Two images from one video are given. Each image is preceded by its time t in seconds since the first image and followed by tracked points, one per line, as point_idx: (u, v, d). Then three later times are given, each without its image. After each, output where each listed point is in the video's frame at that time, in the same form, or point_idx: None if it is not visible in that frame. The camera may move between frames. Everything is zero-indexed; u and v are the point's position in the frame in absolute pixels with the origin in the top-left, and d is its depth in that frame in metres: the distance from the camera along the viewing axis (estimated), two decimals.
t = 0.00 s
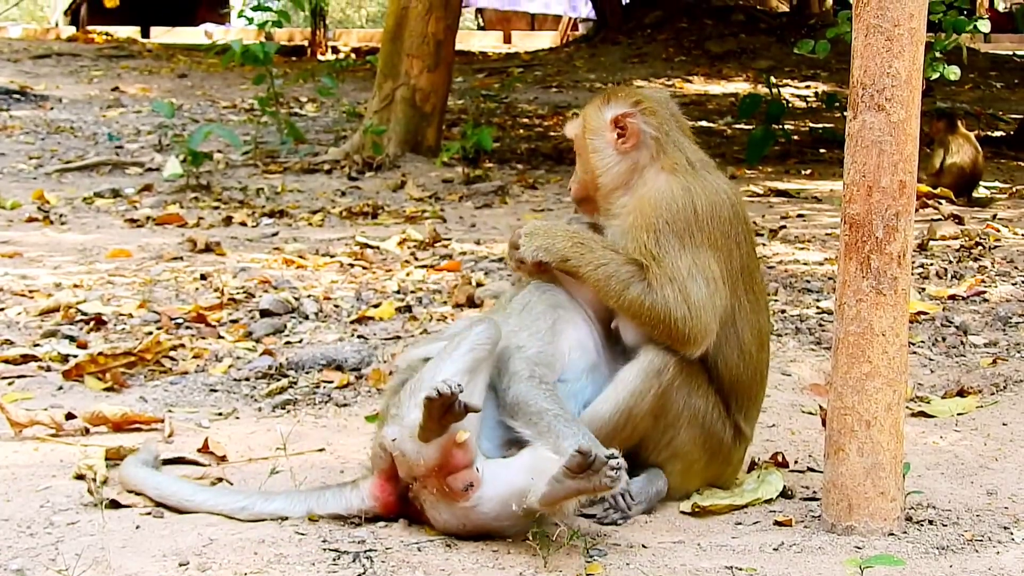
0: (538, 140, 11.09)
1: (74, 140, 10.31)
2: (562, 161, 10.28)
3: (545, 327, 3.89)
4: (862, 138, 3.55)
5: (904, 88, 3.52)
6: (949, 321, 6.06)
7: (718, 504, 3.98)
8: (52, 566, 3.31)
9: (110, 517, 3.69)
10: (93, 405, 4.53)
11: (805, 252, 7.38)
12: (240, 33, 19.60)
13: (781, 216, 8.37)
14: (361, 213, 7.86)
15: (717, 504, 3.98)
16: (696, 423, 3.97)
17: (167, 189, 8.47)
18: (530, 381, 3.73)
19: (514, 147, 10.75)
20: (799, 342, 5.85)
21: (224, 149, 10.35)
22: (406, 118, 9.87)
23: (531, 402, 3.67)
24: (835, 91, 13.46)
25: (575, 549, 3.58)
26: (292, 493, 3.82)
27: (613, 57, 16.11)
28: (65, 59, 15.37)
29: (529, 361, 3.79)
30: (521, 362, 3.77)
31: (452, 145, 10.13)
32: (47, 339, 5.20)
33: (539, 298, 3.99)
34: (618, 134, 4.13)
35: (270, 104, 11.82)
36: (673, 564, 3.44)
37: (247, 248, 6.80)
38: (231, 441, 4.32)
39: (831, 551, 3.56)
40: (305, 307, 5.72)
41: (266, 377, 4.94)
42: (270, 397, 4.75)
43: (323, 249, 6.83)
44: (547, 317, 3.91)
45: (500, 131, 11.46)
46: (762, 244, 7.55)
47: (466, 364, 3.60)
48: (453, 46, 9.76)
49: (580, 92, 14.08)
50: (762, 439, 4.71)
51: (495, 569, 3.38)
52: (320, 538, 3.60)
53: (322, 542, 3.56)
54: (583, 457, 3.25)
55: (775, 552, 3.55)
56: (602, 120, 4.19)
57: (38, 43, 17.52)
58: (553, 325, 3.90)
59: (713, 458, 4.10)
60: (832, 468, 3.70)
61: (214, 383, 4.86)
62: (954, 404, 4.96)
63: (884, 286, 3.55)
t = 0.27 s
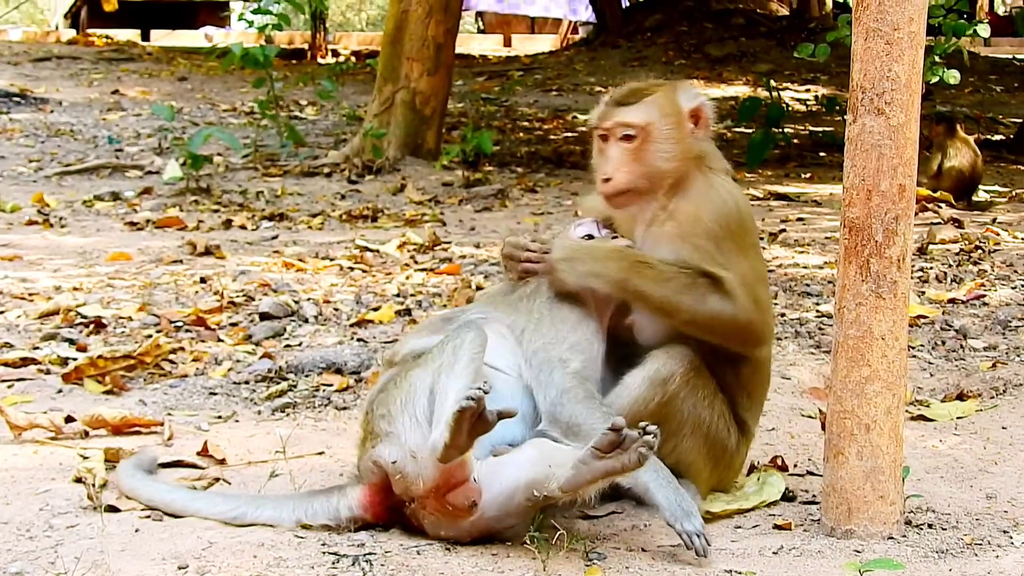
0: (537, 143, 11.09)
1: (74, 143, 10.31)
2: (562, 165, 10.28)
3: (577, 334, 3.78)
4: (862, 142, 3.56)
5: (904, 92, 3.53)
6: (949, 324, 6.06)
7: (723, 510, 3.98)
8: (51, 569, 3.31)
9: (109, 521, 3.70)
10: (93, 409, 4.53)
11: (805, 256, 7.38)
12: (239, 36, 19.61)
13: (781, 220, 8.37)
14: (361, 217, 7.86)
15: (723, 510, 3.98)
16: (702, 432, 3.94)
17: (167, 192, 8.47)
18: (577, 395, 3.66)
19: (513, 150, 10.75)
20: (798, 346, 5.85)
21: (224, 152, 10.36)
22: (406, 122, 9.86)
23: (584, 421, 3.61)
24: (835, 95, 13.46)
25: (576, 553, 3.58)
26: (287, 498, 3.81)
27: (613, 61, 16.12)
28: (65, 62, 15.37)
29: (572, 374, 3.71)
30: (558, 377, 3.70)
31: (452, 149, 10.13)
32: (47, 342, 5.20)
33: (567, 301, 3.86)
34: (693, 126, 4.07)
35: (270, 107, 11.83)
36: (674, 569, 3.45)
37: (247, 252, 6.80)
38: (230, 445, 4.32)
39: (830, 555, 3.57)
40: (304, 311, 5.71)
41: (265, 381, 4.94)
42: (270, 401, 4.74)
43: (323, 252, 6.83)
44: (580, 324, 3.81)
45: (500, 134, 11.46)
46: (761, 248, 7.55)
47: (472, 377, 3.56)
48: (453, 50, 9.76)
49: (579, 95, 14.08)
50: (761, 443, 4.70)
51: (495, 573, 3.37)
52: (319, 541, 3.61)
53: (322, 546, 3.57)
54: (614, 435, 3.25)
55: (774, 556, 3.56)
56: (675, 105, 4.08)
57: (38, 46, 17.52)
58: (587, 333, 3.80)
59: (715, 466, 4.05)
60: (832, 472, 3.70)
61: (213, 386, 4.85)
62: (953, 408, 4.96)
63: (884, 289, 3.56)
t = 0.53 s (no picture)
0: (537, 146, 11.09)
1: (73, 145, 10.32)
2: (561, 167, 10.27)
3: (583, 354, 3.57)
4: (861, 146, 3.57)
5: (903, 96, 3.53)
6: (948, 328, 6.06)
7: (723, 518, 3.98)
8: (49, 571, 3.32)
9: (107, 523, 3.70)
10: (91, 411, 4.53)
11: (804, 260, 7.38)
12: (239, 38, 19.62)
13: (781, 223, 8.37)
14: (360, 219, 7.86)
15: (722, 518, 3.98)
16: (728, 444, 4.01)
17: (166, 194, 8.47)
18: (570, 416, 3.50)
19: (513, 153, 10.75)
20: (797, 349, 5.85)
21: (224, 154, 10.36)
22: (405, 124, 9.86)
23: (566, 442, 3.48)
24: (835, 98, 13.46)
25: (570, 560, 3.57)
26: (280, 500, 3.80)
27: (612, 65, 16.13)
28: (65, 63, 15.39)
29: (564, 396, 3.53)
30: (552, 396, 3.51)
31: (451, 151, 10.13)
32: (46, 344, 5.21)
33: (579, 318, 3.62)
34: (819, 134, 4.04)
35: (270, 110, 11.84)
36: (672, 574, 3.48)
37: (246, 254, 6.81)
38: (228, 447, 4.31)
39: (828, 559, 3.58)
40: (303, 313, 5.71)
41: (264, 383, 4.94)
42: (268, 403, 4.74)
43: (322, 254, 6.83)
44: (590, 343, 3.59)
45: (500, 137, 11.46)
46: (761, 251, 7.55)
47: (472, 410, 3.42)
48: (452, 52, 9.76)
49: (579, 97, 14.09)
50: (759, 446, 4.70)
51: None
52: (316, 545, 3.62)
53: (319, 549, 3.58)
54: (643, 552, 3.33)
55: (773, 560, 3.58)
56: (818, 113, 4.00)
57: (38, 47, 17.53)
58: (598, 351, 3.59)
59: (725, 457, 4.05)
60: (830, 476, 3.71)
61: (211, 388, 4.85)
62: (952, 412, 4.96)
63: (882, 293, 3.56)
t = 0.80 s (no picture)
0: (533, 149, 11.09)
1: (69, 146, 10.31)
2: (558, 170, 10.27)
3: (554, 408, 3.47)
4: (856, 151, 3.57)
5: (899, 100, 3.52)
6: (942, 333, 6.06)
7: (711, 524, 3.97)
8: (42, 572, 3.33)
9: (100, 524, 3.71)
10: (85, 412, 4.52)
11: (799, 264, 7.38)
12: (236, 40, 19.63)
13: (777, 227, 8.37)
14: (356, 221, 7.86)
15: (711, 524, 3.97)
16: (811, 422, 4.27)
17: (162, 196, 8.47)
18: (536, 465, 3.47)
19: (509, 156, 10.75)
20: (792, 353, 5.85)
21: (220, 155, 10.36)
22: (402, 126, 9.86)
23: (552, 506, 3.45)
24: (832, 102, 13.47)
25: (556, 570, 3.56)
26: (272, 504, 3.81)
27: (609, 68, 16.14)
28: (62, 64, 15.38)
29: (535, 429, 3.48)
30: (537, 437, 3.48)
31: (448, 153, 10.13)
32: (40, 345, 5.20)
33: (555, 365, 3.50)
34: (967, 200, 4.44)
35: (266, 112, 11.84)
36: None
37: (242, 256, 6.80)
38: (223, 449, 4.31)
39: (820, 563, 3.58)
40: (298, 315, 5.70)
41: (259, 385, 4.93)
42: (263, 405, 4.74)
43: (318, 256, 6.83)
44: (565, 394, 3.48)
45: (496, 140, 11.46)
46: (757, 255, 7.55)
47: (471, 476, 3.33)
48: (450, 55, 9.75)
49: (576, 101, 14.09)
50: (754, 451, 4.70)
51: None
52: (309, 549, 3.64)
53: (312, 552, 3.61)
54: None
55: (765, 564, 3.58)
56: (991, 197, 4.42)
57: (35, 48, 17.53)
58: (572, 403, 3.49)
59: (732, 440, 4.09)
60: (824, 480, 3.71)
61: (206, 390, 4.84)
62: (945, 417, 4.97)
63: (877, 298, 3.57)
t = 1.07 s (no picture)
0: (513, 151, 11.10)
1: (48, 144, 10.28)
2: (538, 173, 10.27)
3: (525, 413, 3.47)
4: (832, 155, 3.58)
5: (874, 106, 3.53)
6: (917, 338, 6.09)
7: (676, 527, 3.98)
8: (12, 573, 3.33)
9: (72, 523, 3.71)
10: (59, 412, 4.51)
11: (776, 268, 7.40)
12: (218, 39, 19.59)
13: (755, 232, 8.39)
14: (335, 222, 7.86)
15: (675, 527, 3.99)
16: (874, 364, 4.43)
17: (141, 194, 8.45)
18: (515, 469, 3.48)
19: (490, 158, 10.76)
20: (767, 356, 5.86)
21: (199, 154, 10.34)
22: (383, 127, 9.85)
23: (532, 516, 3.48)
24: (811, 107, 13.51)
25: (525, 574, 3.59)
26: (245, 504, 3.81)
27: (590, 71, 16.16)
28: (41, 62, 15.33)
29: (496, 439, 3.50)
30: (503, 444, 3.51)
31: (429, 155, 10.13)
32: (14, 343, 5.19)
33: (523, 369, 3.49)
34: None
35: (246, 111, 11.82)
36: None
37: (219, 255, 6.79)
38: (196, 449, 4.30)
39: (792, 566, 3.59)
40: (275, 315, 5.69)
41: (234, 385, 4.92)
42: (238, 405, 4.73)
43: (295, 257, 6.82)
44: (534, 399, 3.48)
45: (477, 142, 11.46)
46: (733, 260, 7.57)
47: (407, 485, 3.37)
48: (431, 56, 9.75)
49: (556, 103, 14.11)
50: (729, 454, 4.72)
51: None
52: (281, 550, 3.65)
53: (284, 552, 3.63)
54: None
55: (737, 567, 3.59)
56: None
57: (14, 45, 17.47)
58: (541, 408, 3.48)
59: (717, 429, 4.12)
60: (796, 484, 3.72)
61: (181, 390, 4.83)
62: (919, 421, 5.00)
63: (850, 303, 3.57)
